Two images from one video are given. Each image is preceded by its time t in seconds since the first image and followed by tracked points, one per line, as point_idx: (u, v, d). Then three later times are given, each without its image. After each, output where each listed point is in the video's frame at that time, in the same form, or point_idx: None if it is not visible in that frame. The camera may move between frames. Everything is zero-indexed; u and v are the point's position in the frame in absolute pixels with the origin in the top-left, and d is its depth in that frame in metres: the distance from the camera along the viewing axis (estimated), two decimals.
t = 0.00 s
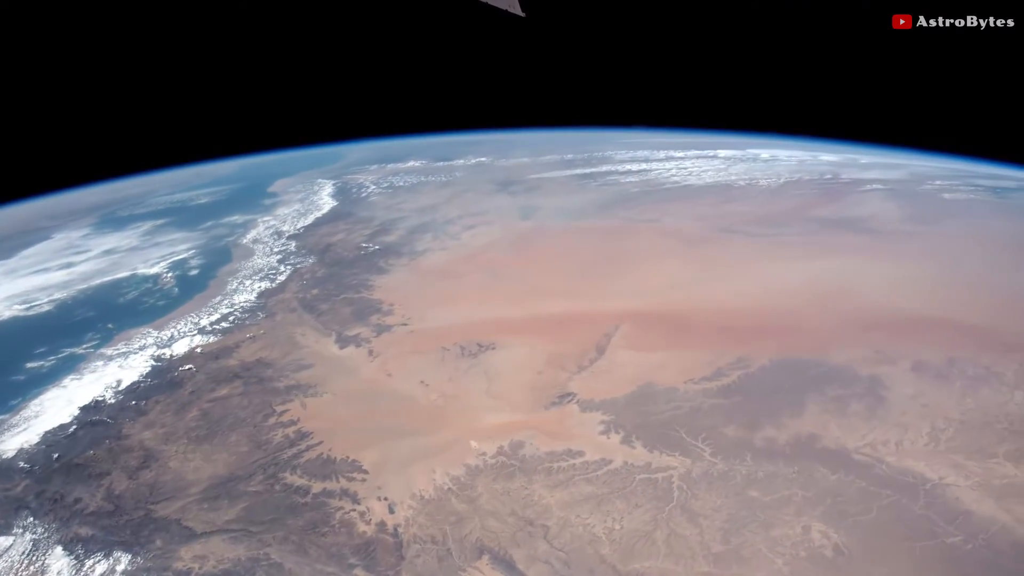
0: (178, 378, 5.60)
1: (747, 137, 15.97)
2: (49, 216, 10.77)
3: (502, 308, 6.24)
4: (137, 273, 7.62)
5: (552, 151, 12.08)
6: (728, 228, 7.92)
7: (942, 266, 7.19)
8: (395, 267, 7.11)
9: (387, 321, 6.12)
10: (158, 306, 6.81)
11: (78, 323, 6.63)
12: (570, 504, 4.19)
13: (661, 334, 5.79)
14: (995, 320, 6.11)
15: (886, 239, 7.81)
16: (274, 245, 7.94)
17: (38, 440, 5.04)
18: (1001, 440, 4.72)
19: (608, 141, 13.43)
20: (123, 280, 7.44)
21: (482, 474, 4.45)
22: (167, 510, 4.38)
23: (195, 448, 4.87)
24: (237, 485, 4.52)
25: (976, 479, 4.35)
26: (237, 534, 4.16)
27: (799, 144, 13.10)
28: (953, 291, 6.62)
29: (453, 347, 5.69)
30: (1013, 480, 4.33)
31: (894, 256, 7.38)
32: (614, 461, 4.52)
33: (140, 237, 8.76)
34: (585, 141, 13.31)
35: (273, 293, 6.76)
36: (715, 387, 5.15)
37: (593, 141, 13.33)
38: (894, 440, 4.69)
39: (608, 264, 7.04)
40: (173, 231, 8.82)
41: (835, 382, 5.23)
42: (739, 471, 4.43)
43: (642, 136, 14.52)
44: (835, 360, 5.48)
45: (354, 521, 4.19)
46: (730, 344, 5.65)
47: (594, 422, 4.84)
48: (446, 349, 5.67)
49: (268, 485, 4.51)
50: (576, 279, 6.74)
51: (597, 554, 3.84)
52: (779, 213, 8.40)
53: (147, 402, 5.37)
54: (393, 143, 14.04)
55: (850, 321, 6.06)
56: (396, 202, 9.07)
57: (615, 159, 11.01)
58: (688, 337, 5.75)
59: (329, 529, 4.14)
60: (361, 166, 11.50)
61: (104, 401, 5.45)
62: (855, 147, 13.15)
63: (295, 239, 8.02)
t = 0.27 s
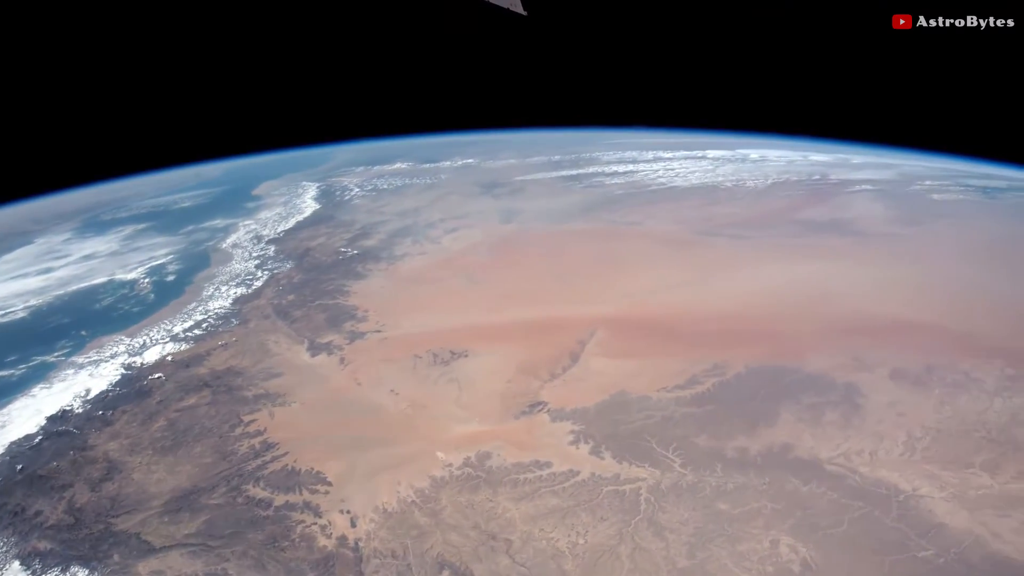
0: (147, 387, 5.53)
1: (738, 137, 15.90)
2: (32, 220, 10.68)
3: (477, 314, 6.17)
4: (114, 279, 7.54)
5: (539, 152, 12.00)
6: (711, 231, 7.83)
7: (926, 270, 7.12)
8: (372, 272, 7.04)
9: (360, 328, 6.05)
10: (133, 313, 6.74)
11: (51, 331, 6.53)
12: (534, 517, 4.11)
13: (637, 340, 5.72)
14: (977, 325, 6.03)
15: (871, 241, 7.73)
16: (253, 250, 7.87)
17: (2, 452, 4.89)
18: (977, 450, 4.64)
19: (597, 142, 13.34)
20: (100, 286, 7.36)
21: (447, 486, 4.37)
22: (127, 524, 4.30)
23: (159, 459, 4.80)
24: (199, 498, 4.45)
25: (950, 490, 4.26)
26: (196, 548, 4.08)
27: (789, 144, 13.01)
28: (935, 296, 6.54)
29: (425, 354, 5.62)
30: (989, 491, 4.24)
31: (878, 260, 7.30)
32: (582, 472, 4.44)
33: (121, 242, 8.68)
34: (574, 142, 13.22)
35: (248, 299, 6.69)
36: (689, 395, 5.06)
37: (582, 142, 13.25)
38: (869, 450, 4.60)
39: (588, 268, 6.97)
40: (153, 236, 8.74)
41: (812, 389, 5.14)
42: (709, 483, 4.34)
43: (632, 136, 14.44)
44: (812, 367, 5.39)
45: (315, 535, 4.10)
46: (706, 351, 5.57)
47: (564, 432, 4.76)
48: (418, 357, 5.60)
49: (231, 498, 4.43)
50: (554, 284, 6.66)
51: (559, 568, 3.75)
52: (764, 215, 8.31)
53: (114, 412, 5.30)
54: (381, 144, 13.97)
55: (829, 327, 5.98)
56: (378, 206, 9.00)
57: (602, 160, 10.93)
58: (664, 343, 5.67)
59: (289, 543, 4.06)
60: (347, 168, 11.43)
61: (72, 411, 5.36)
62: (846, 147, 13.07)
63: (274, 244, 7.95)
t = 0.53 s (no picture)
0: (115, 397, 5.47)
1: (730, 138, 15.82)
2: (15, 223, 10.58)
3: (452, 320, 6.10)
4: (91, 284, 7.46)
5: (527, 153, 11.92)
6: (694, 234, 7.75)
7: (909, 274, 7.05)
8: (349, 278, 6.96)
9: (333, 335, 5.98)
10: (107, 319, 6.67)
11: (24, 338, 6.40)
12: (497, 531, 4.02)
13: (611, 347, 5.64)
14: (957, 331, 5.96)
15: (855, 244, 7.64)
16: (231, 255, 7.80)
17: None
18: (953, 460, 4.55)
19: (587, 143, 13.26)
20: (76, 292, 7.28)
21: (411, 499, 4.30)
22: (85, 537, 4.22)
23: (123, 471, 4.74)
24: (160, 511, 4.38)
25: (923, 502, 4.17)
26: (153, 563, 4.00)
27: (779, 144, 12.93)
28: (918, 301, 6.47)
29: (396, 363, 5.54)
30: (962, 503, 4.15)
31: (862, 263, 7.22)
32: (548, 484, 4.36)
33: (101, 247, 8.61)
34: (564, 143, 13.15)
35: (223, 306, 6.62)
36: (661, 404, 4.98)
37: (571, 143, 13.17)
38: (842, 460, 4.52)
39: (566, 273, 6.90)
40: (134, 240, 8.67)
41: (787, 397, 5.05)
42: (677, 495, 4.26)
43: (622, 137, 14.36)
44: (789, 374, 5.31)
45: (274, 549, 4.02)
46: (682, 358, 5.48)
47: (532, 442, 4.69)
48: (390, 365, 5.53)
49: (192, 511, 4.37)
50: (531, 290, 6.60)
51: None
52: (748, 217, 8.22)
53: (81, 422, 5.23)
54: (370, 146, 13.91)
55: (808, 333, 5.90)
56: (361, 209, 8.93)
57: (589, 162, 10.84)
58: (639, 350, 5.59)
59: (247, 558, 3.98)
60: (333, 170, 11.37)
61: (38, 421, 5.26)
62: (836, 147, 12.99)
63: (253, 249, 7.88)
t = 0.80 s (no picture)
0: (82, 406, 5.39)
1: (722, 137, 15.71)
2: None
3: (426, 327, 6.01)
4: (68, 291, 7.39)
5: (514, 154, 11.83)
6: (677, 237, 7.65)
7: (894, 276, 6.95)
8: (325, 284, 6.89)
9: (305, 342, 5.90)
10: (81, 326, 6.61)
11: None
12: (458, 545, 3.91)
13: (585, 354, 5.56)
14: (938, 336, 5.87)
15: (840, 246, 7.55)
16: (209, 260, 7.73)
17: None
18: (928, 470, 4.46)
19: (576, 143, 13.17)
20: (52, 299, 7.20)
21: (373, 512, 4.21)
22: (41, 552, 4.12)
23: (85, 484, 4.67)
24: (119, 525, 4.31)
25: (895, 515, 4.07)
26: None
27: (769, 144, 12.84)
28: (900, 304, 6.38)
29: (367, 371, 5.47)
30: (935, 516, 4.05)
31: (846, 266, 7.12)
32: (513, 497, 4.27)
33: (80, 253, 8.54)
34: (553, 144, 13.05)
35: (197, 312, 6.54)
36: (633, 413, 4.89)
37: (560, 144, 13.07)
38: (815, 471, 4.42)
39: (545, 277, 6.81)
40: (113, 245, 8.61)
41: (761, 405, 4.96)
42: (644, 508, 4.16)
43: (612, 137, 14.27)
44: (764, 381, 5.22)
45: (231, 564, 3.92)
46: (657, 365, 5.39)
47: (499, 453, 4.60)
48: (360, 373, 5.45)
49: (152, 525, 4.29)
50: (508, 295, 6.51)
51: None
52: (732, 220, 8.14)
53: (45, 432, 5.15)
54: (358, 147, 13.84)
55: (787, 338, 5.80)
56: (343, 212, 8.85)
57: (576, 163, 10.75)
58: (614, 357, 5.50)
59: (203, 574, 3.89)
60: (318, 173, 11.30)
61: (3, 432, 5.16)
62: (827, 147, 12.91)
63: (231, 253, 7.80)
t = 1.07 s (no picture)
0: (49, 416, 5.31)
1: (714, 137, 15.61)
2: None
3: (400, 333, 5.93)
4: (43, 297, 7.29)
5: (502, 155, 11.74)
6: (659, 239, 7.56)
7: (876, 279, 6.88)
8: (301, 289, 6.82)
9: (277, 350, 5.83)
10: (54, 333, 6.52)
11: None
12: (418, 560, 3.81)
13: (559, 361, 5.48)
14: (919, 342, 5.79)
15: (824, 249, 7.46)
16: (187, 265, 7.66)
17: None
18: (902, 481, 4.37)
19: (565, 144, 13.08)
20: (28, 305, 7.09)
21: (334, 526, 4.11)
22: None
23: (46, 496, 4.59)
24: (77, 539, 4.23)
25: (867, 528, 3.96)
26: None
27: (759, 144, 12.75)
28: (881, 309, 6.31)
29: (338, 379, 5.40)
30: (907, 529, 3.96)
31: (828, 269, 7.05)
32: (477, 510, 4.18)
33: (59, 258, 8.46)
34: (541, 145, 12.96)
35: (170, 319, 6.46)
36: (603, 423, 4.81)
37: (549, 145, 12.98)
38: (786, 483, 4.33)
39: (523, 281, 6.73)
40: (94, 250, 8.53)
41: (734, 414, 4.87)
42: (610, 521, 4.06)
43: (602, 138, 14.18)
44: (739, 389, 5.13)
45: None
46: (630, 373, 5.31)
47: (466, 464, 4.53)
48: (330, 382, 5.38)
49: (111, 539, 4.21)
50: (485, 300, 6.43)
51: None
52: (716, 222, 8.05)
53: (10, 442, 5.07)
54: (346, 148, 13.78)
55: (766, 343, 5.70)
56: (324, 215, 8.77)
57: (563, 164, 10.66)
58: (587, 365, 5.43)
59: None
60: (304, 175, 11.24)
61: None
62: (816, 147, 12.84)
63: (209, 258, 7.73)
